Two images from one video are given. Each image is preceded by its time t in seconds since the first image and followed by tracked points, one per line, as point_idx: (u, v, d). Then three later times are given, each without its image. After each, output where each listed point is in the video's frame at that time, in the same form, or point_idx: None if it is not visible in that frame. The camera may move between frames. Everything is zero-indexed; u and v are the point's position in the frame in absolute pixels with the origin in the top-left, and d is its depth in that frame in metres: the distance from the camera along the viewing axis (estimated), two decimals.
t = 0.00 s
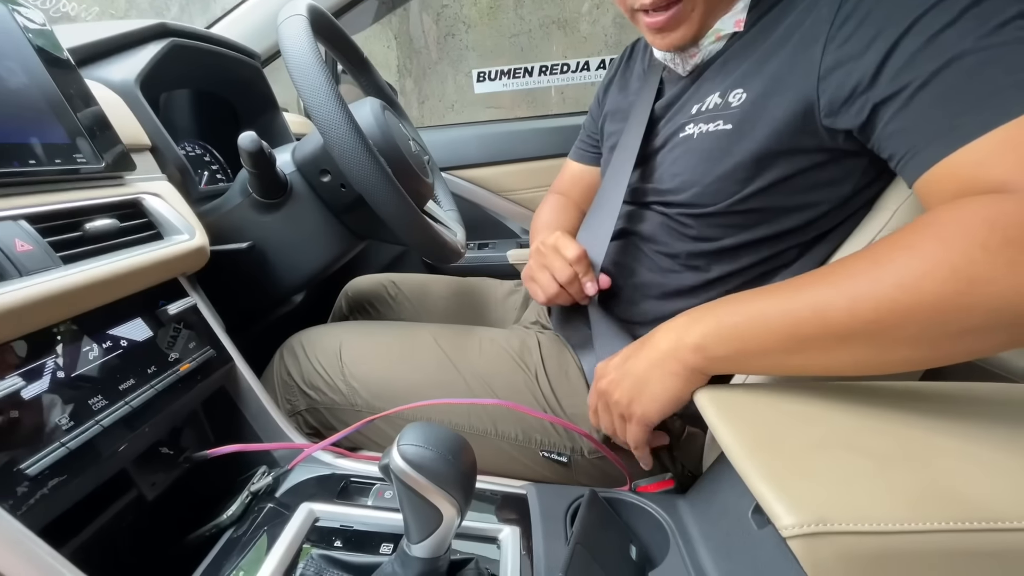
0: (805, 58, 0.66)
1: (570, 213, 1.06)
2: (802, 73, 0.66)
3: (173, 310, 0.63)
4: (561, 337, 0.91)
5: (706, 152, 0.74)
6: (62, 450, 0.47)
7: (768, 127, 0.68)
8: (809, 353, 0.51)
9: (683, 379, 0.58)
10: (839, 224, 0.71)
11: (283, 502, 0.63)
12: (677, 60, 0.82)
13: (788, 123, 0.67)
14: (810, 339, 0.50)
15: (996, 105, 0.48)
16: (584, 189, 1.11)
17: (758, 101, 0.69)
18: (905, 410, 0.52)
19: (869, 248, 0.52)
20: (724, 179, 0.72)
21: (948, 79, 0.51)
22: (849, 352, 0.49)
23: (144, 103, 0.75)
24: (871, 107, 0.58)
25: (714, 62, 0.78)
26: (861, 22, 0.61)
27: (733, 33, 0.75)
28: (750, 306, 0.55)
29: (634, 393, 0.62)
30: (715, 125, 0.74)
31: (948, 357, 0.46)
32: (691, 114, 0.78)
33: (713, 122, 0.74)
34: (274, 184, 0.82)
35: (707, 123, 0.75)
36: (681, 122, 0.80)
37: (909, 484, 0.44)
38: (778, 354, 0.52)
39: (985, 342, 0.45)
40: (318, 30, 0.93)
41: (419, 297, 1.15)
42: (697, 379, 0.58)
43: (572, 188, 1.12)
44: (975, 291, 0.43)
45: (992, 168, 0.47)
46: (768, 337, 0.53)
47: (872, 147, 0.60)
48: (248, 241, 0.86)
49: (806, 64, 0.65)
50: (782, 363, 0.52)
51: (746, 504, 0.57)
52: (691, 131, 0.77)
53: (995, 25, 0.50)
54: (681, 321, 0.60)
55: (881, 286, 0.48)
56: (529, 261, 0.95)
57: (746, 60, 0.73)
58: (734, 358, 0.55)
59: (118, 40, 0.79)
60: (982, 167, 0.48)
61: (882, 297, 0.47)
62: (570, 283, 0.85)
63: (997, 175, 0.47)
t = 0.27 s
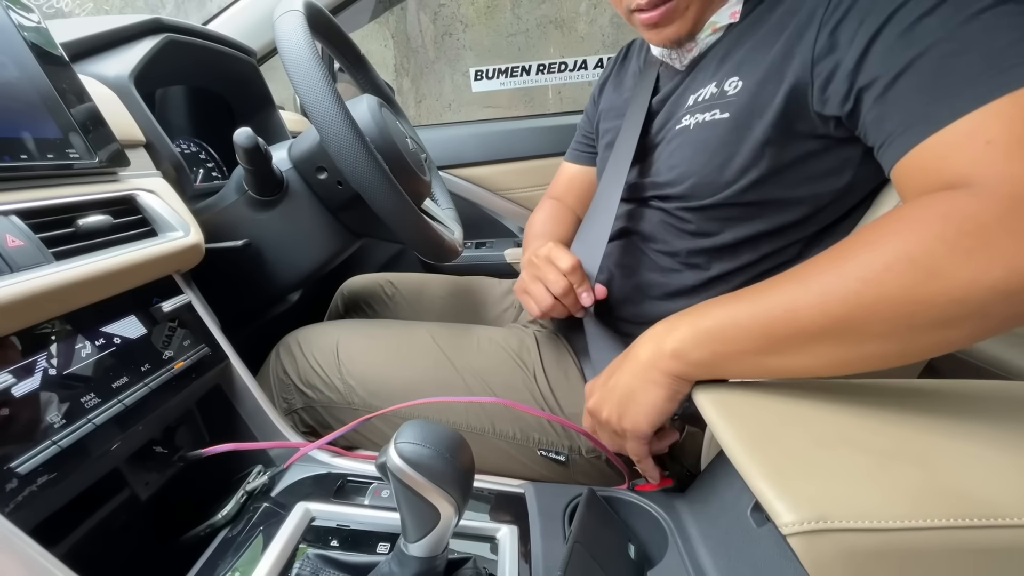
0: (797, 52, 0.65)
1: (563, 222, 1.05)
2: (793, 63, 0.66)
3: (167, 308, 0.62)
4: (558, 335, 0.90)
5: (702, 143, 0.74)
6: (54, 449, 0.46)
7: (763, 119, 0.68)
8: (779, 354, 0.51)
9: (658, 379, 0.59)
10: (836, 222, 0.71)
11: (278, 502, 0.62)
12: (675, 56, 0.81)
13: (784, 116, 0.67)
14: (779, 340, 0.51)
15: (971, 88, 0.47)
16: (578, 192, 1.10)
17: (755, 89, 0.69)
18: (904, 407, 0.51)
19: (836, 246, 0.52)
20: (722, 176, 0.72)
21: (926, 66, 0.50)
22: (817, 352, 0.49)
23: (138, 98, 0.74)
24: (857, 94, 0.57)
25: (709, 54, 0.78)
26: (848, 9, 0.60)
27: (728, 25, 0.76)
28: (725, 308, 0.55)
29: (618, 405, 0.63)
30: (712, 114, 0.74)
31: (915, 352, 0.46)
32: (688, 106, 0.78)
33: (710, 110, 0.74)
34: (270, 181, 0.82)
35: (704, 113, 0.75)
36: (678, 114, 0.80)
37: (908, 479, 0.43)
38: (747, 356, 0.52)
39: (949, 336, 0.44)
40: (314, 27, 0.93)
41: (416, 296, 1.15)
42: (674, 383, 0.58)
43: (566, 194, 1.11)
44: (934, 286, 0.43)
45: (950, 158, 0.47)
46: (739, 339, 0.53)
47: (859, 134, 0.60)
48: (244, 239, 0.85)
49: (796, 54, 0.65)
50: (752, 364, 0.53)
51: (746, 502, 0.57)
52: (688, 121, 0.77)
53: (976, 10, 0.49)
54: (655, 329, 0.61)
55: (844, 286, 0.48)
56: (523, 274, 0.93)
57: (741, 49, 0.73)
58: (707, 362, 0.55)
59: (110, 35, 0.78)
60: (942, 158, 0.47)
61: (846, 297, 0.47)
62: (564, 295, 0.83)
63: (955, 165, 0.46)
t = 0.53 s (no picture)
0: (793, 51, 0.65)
1: (563, 230, 1.05)
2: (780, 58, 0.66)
3: (161, 307, 0.61)
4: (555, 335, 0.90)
5: (694, 136, 0.74)
6: (45, 448, 0.46)
7: (755, 114, 0.68)
8: (760, 353, 0.54)
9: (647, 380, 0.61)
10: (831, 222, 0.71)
11: (273, 502, 0.62)
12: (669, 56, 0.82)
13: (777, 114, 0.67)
14: (759, 341, 0.53)
15: (946, 86, 0.48)
16: (578, 198, 1.10)
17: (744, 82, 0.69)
18: (900, 406, 0.52)
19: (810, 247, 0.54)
20: (715, 173, 0.72)
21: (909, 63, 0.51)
22: (795, 351, 0.52)
23: (132, 96, 0.74)
24: (836, 90, 0.58)
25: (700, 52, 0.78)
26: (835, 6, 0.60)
27: (720, 24, 0.76)
28: (706, 309, 0.57)
29: (613, 405, 0.64)
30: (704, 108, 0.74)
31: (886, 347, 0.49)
32: (682, 101, 0.78)
33: (702, 105, 0.74)
34: (266, 180, 0.81)
35: (695, 108, 0.75)
36: (672, 110, 0.80)
37: (904, 478, 0.44)
38: (730, 357, 0.55)
39: (914, 331, 0.48)
40: (312, 26, 0.92)
41: (412, 296, 1.14)
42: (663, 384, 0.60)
43: (565, 200, 1.11)
44: (898, 286, 0.47)
45: (915, 160, 0.49)
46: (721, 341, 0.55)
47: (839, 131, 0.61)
48: (239, 238, 0.84)
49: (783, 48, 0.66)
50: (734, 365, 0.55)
51: (742, 501, 0.57)
52: (681, 116, 0.77)
53: (954, 10, 0.50)
54: (641, 335, 0.63)
55: (817, 289, 0.50)
56: (526, 295, 0.93)
57: (732, 42, 0.73)
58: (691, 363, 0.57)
59: (104, 32, 0.77)
60: (909, 160, 0.49)
61: (818, 299, 0.50)
62: (573, 314, 0.83)
63: (920, 167, 0.48)
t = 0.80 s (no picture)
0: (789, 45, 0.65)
1: (564, 231, 1.04)
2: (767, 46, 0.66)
3: (152, 301, 0.60)
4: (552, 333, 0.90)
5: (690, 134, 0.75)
6: (31, 444, 0.45)
7: (744, 100, 0.68)
8: (722, 351, 0.54)
9: (621, 382, 0.61)
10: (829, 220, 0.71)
11: (266, 500, 0.61)
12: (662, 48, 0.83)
13: (772, 107, 0.66)
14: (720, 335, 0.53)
15: (910, 64, 0.48)
16: (579, 199, 1.10)
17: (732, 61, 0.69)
18: (899, 403, 0.51)
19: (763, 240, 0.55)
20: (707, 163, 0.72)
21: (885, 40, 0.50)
22: (752, 342, 0.52)
23: (124, 88, 0.73)
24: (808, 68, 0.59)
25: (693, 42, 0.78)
26: None
27: (711, 16, 0.76)
28: (664, 311, 0.57)
29: (596, 419, 0.65)
30: (693, 89, 0.74)
31: (837, 335, 0.50)
32: (674, 87, 0.78)
33: (691, 87, 0.74)
34: (260, 175, 0.80)
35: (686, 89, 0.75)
36: (666, 96, 0.80)
37: (905, 474, 0.43)
38: (694, 353, 0.55)
39: (863, 317, 0.48)
40: (307, 19, 0.92)
41: (408, 293, 1.13)
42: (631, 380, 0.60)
43: (567, 202, 1.10)
44: (846, 275, 0.47)
45: (861, 147, 0.50)
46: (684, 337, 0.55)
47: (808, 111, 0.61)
48: (233, 234, 0.83)
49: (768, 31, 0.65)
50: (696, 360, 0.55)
51: (742, 499, 0.57)
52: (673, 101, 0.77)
53: None
54: (610, 335, 0.63)
55: (772, 279, 0.51)
56: (529, 292, 0.92)
57: (722, 23, 0.73)
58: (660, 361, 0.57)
59: (95, 23, 0.76)
60: (856, 148, 0.50)
61: (774, 290, 0.50)
62: (573, 313, 0.82)
63: (864, 155, 0.49)
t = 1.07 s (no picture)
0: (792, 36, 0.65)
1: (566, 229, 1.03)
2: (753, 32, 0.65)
3: (143, 293, 0.59)
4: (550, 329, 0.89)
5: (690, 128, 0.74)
6: (14, 437, 0.44)
7: (742, 89, 0.67)
8: (718, 356, 0.53)
9: (621, 393, 0.60)
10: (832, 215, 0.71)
11: (259, 497, 0.60)
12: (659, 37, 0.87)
13: (772, 98, 0.66)
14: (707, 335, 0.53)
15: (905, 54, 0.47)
16: (580, 197, 1.09)
17: (722, 44, 0.68)
18: (904, 398, 0.50)
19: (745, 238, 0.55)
20: (706, 154, 0.71)
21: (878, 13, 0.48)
22: (744, 343, 0.52)
23: (117, 77, 0.71)
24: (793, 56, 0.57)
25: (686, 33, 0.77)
26: None
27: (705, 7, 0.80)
28: (657, 323, 0.57)
29: (600, 431, 0.64)
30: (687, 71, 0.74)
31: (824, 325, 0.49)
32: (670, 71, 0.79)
33: (684, 68, 0.74)
34: (255, 167, 0.79)
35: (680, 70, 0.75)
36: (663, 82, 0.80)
37: (913, 471, 0.42)
38: (686, 356, 0.54)
39: (845, 304, 0.48)
40: (305, 11, 0.91)
41: (405, 290, 1.12)
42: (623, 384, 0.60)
43: (569, 200, 1.09)
44: (824, 264, 0.47)
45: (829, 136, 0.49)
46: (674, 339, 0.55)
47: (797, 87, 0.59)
48: (227, 227, 0.82)
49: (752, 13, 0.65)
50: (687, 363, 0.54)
51: (743, 497, 0.56)
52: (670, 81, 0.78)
53: None
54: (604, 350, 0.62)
55: (753, 275, 0.50)
56: (535, 292, 0.91)
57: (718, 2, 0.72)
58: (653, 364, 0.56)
59: (88, 11, 0.75)
60: (825, 137, 0.50)
61: (757, 286, 0.50)
62: (579, 311, 0.81)
63: (832, 143, 0.49)
